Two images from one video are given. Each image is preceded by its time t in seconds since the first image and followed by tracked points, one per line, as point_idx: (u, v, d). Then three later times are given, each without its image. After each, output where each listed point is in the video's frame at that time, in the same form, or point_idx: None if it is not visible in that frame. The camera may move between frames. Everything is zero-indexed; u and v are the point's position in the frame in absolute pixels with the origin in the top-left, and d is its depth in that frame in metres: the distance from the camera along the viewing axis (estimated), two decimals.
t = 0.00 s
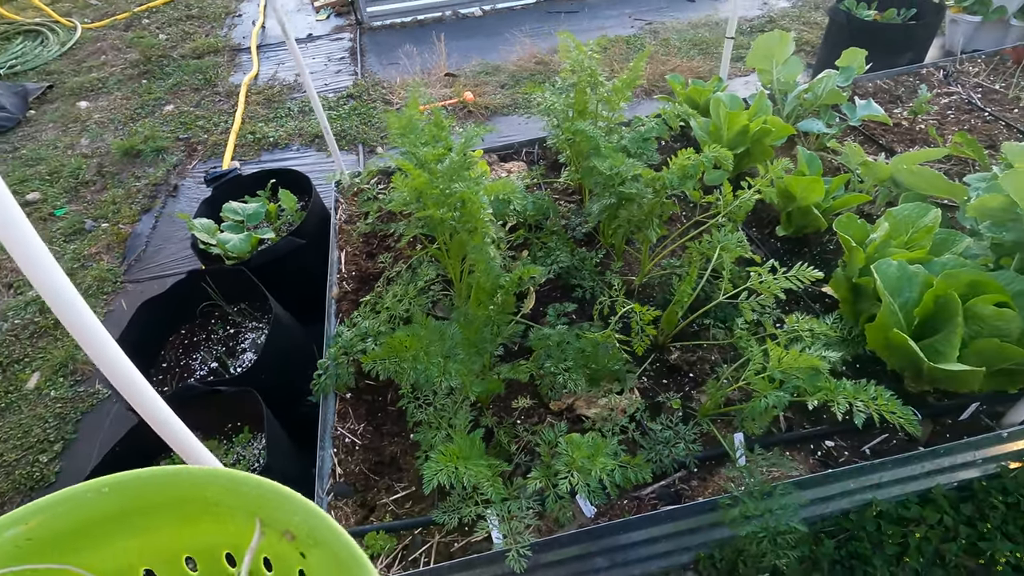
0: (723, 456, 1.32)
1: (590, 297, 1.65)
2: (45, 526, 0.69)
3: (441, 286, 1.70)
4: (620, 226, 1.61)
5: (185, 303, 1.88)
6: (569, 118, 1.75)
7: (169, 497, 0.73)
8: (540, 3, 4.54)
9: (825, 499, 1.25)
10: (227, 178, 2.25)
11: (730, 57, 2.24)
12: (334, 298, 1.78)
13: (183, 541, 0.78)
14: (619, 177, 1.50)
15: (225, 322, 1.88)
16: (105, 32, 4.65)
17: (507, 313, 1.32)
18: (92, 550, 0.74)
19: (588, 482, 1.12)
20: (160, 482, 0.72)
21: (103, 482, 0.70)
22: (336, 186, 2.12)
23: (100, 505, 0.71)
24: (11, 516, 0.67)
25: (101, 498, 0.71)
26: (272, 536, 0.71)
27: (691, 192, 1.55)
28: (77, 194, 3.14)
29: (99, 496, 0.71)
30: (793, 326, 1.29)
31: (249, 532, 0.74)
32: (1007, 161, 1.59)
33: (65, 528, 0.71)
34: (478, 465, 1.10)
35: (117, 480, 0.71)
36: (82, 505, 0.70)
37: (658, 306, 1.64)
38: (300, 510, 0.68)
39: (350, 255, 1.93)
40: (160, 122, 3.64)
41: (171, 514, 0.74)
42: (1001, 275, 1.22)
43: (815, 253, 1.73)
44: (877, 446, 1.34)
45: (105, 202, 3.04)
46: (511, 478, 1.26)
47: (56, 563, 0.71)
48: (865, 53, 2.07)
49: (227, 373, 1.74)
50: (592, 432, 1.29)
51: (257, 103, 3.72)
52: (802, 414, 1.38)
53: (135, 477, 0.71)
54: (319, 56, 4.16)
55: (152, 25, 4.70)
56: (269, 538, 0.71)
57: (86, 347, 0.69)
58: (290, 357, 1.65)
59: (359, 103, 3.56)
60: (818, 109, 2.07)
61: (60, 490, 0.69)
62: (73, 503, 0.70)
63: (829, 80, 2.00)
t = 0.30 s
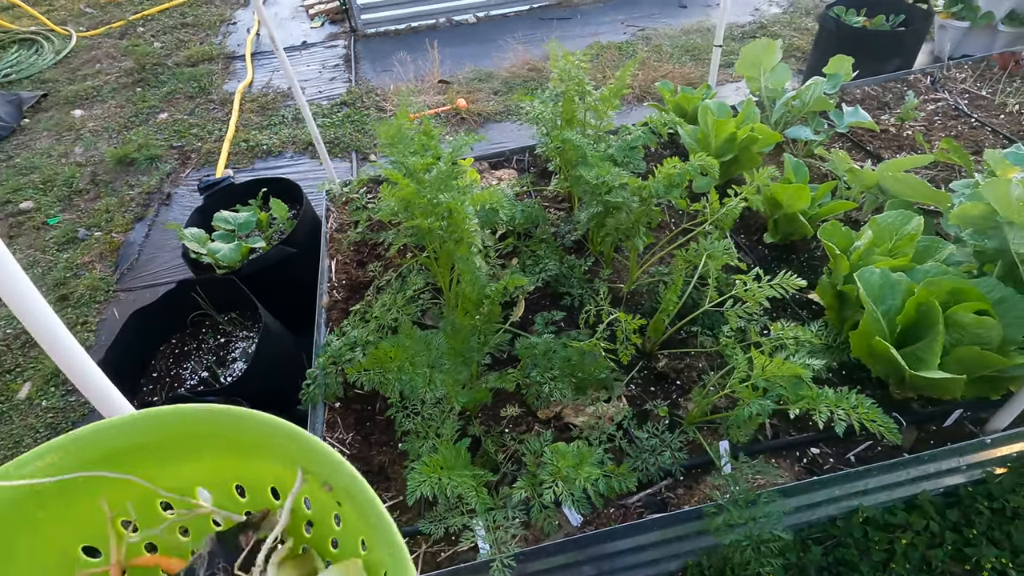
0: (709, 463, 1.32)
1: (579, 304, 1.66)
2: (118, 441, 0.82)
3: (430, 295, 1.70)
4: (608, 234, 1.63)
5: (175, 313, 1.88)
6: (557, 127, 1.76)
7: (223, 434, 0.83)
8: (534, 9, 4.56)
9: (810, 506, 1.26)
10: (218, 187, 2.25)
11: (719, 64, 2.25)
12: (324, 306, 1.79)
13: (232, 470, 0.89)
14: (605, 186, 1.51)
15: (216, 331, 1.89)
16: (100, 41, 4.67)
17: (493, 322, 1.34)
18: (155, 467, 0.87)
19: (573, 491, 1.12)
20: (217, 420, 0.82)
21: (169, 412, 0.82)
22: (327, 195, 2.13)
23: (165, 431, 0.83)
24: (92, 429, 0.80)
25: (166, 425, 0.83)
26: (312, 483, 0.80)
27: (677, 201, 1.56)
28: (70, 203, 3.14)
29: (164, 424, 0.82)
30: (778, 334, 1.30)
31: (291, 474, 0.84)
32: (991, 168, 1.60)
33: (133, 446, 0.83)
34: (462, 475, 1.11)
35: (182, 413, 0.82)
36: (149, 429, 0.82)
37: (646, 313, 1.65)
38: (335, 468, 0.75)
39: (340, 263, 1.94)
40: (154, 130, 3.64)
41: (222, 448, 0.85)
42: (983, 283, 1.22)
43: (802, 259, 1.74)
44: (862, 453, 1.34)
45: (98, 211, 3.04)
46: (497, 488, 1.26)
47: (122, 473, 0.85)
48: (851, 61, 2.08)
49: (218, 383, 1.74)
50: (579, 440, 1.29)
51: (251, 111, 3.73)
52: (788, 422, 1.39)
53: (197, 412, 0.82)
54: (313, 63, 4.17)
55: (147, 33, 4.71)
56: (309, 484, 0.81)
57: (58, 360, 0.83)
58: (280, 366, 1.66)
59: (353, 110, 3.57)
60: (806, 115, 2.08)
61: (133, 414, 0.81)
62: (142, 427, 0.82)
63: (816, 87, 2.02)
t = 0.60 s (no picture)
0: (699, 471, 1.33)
1: (571, 312, 1.67)
2: (144, 357, 0.84)
3: (423, 302, 1.71)
4: (599, 242, 1.63)
5: (170, 321, 1.88)
6: (550, 135, 1.77)
7: (242, 358, 0.83)
8: (531, 15, 4.58)
9: (801, 513, 1.26)
10: (214, 195, 2.26)
11: (711, 70, 2.26)
12: (318, 315, 1.80)
13: (251, 396, 0.89)
14: (595, 194, 1.52)
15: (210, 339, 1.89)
16: (99, 48, 4.69)
17: (484, 331, 1.35)
18: (179, 385, 0.89)
19: (561, 501, 1.13)
20: (236, 344, 0.82)
21: (194, 334, 0.82)
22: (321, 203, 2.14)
23: (188, 352, 0.84)
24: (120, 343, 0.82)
25: (190, 346, 0.83)
26: (321, 417, 0.79)
27: (668, 209, 1.56)
28: (68, 211, 3.16)
29: (186, 344, 0.83)
30: (768, 342, 1.30)
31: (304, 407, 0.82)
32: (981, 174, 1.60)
33: (158, 363, 0.85)
34: (451, 485, 1.11)
35: (204, 335, 0.82)
36: (173, 348, 0.84)
37: (638, 320, 1.65)
38: (344, 401, 0.73)
39: (335, 271, 1.95)
40: (152, 138, 3.65)
41: (242, 371, 0.85)
42: (971, 291, 1.23)
43: (794, 266, 1.74)
44: (852, 460, 1.34)
45: (96, 218, 3.05)
46: (488, 497, 1.27)
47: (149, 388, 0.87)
48: (843, 67, 2.09)
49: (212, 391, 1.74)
50: (570, 449, 1.30)
51: (248, 118, 3.74)
52: (778, 429, 1.40)
53: (218, 335, 0.82)
54: (311, 70, 4.18)
55: (146, 40, 4.73)
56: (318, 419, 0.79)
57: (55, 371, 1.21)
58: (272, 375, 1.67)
59: (350, 117, 3.59)
60: (798, 121, 2.09)
61: (156, 334, 0.82)
62: (167, 346, 0.83)
63: (809, 93, 2.02)
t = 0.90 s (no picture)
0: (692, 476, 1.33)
1: (564, 316, 1.66)
2: (123, 331, 0.85)
3: (416, 308, 1.71)
4: (592, 246, 1.63)
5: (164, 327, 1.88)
6: (543, 140, 1.77)
7: (211, 344, 0.84)
8: (528, 18, 4.58)
9: (794, 518, 1.25)
10: (210, 200, 2.26)
11: (706, 73, 2.26)
12: (312, 320, 1.80)
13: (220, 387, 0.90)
14: (587, 199, 1.52)
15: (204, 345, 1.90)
16: (99, 53, 4.70)
17: (475, 336, 1.35)
18: (154, 365, 0.90)
19: (551, 507, 1.12)
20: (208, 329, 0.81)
21: (170, 313, 0.83)
22: (317, 208, 2.14)
23: (164, 331, 0.85)
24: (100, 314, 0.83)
25: (166, 325, 0.84)
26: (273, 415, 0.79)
27: (660, 213, 1.56)
28: (66, 216, 3.16)
29: (163, 323, 0.84)
30: (759, 347, 1.30)
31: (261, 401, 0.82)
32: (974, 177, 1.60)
33: (135, 339, 0.86)
34: (439, 492, 1.11)
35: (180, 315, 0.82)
36: (148, 326, 0.84)
37: (632, 324, 1.65)
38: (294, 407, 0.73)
39: (329, 276, 1.95)
40: (150, 143, 3.66)
41: (213, 358, 0.85)
42: (962, 295, 1.22)
43: (788, 269, 1.74)
44: (845, 465, 1.34)
45: (94, 223, 3.06)
46: (480, 503, 1.26)
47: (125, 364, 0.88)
48: (838, 70, 2.09)
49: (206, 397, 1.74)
50: (562, 454, 1.30)
51: (246, 122, 3.75)
52: (771, 434, 1.39)
53: (191, 317, 0.82)
54: (309, 74, 4.19)
55: (145, 45, 4.75)
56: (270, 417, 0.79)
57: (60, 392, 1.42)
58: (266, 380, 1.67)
59: (348, 121, 3.59)
60: (793, 124, 2.08)
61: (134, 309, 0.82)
62: (144, 323, 0.84)
63: (803, 96, 2.02)
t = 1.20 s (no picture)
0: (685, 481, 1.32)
1: (557, 319, 1.65)
2: (78, 355, 0.74)
3: (409, 312, 1.70)
4: (586, 249, 1.62)
5: (156, 331, 1.87)
6: (536, 142, 1.76)
7: (161, 374, 0.69)
8: (525, 20, 4.59)
9: (788, 523, 1.24)
10: (204, 204, 2.25)
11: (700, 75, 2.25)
12: (305, 323, 1.79)
13: (173, 426, 0.73)
14: (580, 202, 1.51)
15: (197, 349, 1.89)
16: (96, 57, 4.70)
17: (466, 341, 1.35)
18: (109, 396, 0.77)
19: (541, 513, 1.11)
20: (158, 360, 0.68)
21: (122, 338, 0.70)
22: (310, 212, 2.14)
23: (117, 358, 0.72)
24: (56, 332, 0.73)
25: (117, 352, 0.71)
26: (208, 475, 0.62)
27: (653, 216, 1.55)
28: (62, 220, 3.16)
29: (114, 350, 0.71)
30: (752, 350, 1.29)
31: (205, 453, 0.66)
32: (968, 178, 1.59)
33: (86, 364, 0.74)
34: (428, 498, 1.11)
35: (133, 341, 0.70)
36: (101, 351, 0.72)
37: (625, 327, 1.64)
38: (233, 462, 0.57)
39: (323, 279, 1.95)
40: (146, 147, 3.65)
41: (165, 395, 0.71)
42: (956, 297, 1.22)
43: (783, 271, 1.73)
44: (839, 469, 1.33)
45: (89, 228, 3.05)
46: (471, 508, 1.25)
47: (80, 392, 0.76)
48: (832, 71, 2.08)
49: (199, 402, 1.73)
50: (554, 459, 1.29)
51: (242, 126, 3.74)
52: (764, 438, 1.39)
53: (142, 343, 0.69)
54: (305, 77, 4.18)
55: (142, 49, 4.75)
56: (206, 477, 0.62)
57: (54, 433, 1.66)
58: (257, 385, 1.66)
59: (344, 124, 3.59)
60: (787, 125, 2.08)
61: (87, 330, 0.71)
62: (97, 347, 0.72)
63: (798, 97, 2.01)
